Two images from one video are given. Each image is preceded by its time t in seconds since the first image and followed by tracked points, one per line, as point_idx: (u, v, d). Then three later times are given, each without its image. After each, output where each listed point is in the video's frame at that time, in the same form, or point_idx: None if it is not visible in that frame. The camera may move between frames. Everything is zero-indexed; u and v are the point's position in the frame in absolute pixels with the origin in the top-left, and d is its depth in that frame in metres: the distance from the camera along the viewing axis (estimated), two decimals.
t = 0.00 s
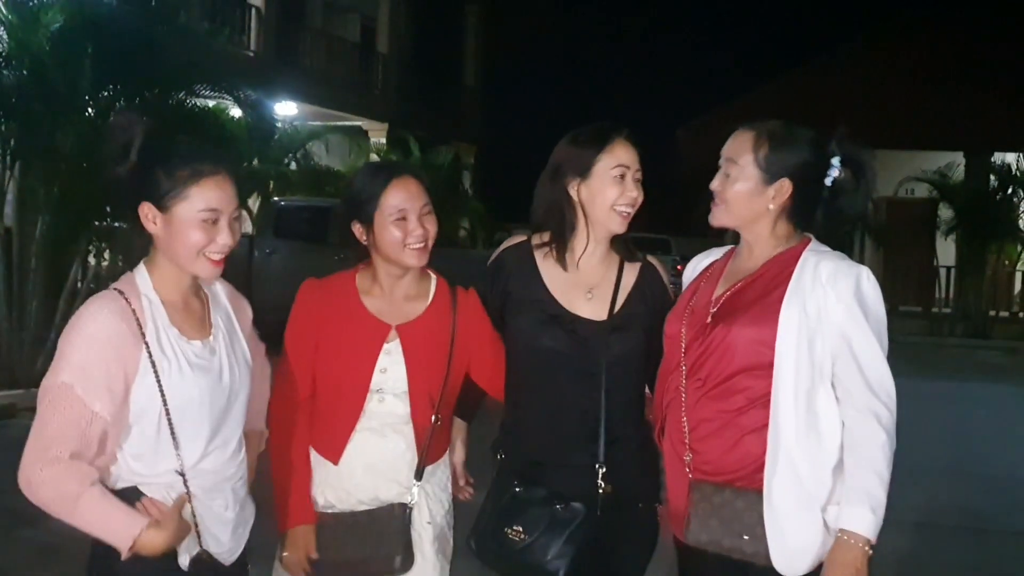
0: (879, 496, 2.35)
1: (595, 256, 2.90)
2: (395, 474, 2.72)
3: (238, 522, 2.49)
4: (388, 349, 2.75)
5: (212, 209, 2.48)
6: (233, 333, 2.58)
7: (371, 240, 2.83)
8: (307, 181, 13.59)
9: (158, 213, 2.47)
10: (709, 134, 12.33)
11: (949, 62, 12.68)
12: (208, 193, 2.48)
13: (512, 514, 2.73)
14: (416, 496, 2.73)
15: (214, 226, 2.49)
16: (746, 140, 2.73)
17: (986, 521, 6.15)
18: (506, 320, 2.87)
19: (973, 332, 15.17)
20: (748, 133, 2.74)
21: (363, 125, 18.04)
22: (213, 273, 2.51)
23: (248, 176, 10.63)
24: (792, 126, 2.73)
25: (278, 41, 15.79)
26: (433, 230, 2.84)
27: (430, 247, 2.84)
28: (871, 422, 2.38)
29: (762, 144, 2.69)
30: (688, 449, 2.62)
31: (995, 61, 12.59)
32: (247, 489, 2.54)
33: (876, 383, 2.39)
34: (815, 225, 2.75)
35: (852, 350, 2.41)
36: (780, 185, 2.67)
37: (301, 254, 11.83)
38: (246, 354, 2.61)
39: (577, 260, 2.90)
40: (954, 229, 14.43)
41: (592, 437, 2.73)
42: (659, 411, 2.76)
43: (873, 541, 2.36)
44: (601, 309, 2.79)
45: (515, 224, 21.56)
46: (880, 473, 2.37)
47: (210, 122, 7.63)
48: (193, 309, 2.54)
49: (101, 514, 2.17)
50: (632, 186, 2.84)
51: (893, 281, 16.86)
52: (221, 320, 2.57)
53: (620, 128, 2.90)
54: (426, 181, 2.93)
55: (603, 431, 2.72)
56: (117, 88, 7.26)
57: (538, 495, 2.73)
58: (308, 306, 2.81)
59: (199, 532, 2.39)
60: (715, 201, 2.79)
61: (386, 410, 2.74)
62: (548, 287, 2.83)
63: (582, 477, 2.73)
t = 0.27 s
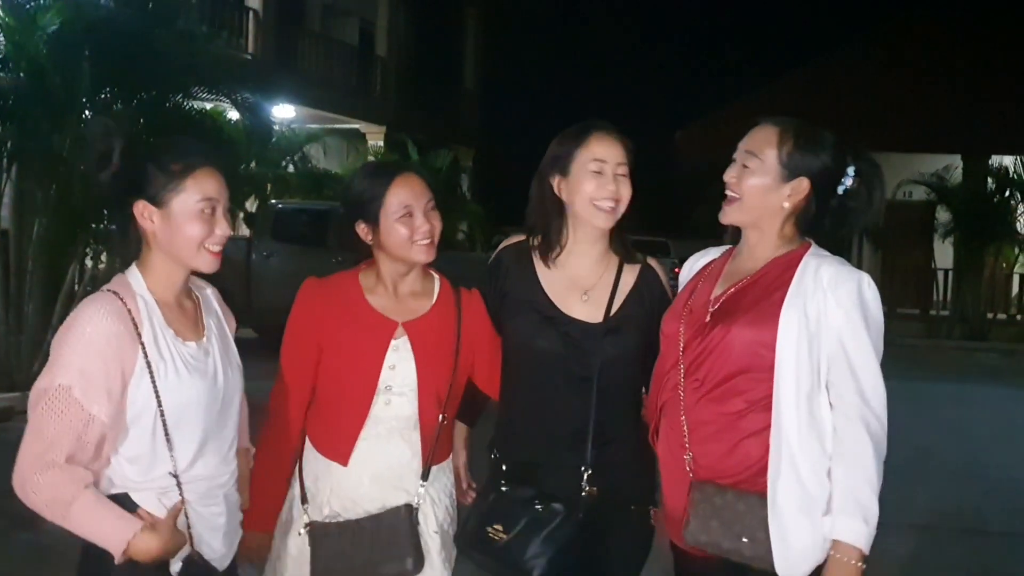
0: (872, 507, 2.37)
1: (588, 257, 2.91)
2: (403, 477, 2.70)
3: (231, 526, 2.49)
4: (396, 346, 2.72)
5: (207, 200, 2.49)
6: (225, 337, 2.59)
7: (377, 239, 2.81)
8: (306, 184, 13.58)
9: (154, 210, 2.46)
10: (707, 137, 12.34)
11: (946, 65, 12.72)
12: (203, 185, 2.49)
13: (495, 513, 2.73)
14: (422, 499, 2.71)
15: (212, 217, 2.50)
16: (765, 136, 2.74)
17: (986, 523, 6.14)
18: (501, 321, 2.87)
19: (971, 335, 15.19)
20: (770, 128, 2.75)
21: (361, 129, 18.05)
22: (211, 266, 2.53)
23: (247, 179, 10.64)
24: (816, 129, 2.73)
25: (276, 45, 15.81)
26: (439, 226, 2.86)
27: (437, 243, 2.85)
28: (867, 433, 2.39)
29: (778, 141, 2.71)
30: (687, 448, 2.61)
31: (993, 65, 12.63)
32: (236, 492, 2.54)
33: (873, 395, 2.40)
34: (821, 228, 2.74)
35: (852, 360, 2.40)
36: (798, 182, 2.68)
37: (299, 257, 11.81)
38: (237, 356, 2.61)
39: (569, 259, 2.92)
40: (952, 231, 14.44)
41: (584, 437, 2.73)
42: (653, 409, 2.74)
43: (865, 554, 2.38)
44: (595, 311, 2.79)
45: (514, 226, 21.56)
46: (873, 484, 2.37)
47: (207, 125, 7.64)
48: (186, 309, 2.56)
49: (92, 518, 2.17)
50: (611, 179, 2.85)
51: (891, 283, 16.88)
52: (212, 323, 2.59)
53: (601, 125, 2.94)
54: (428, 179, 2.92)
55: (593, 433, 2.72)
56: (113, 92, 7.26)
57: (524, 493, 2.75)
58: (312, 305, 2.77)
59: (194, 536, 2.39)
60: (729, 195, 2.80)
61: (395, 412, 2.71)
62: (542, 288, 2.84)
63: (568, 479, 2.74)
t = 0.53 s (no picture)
0: (859, 512, 2.36)
1: (592, 262, 2.94)
2: (418, 483, 2.71)
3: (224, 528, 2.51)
4: (407, 347, 2.72)
5: (198, 199, 2.50)
6: (216, 339, 2.60)
7: (384, 238, 2.80)
8: (303, 187, 13.58)
9: (146, 212, 2.47)
10: (704, 140, 12.34)
11: (944, 70, 12.74)
12: (193, 184, 2.50)
13: (481, 507, 2.70)
14: (437, 503, 2.73)
15: (203, 216, 2.51)
16: (762, 142, 2.75)
17: (980, 528, 6.15)
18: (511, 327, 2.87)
19: (967, 339, 15.27)
20: (767, 133, 2.77)
21: (358, 131, 18.05)
22: (203, 266, 2.54)
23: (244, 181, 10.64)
24: (805, 128, 2.74)
25: (273, 48, 15.80)
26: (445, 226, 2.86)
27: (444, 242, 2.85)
28: (856, 437, 2.38)
29: (774, 145, 2.73)
30: (681, 445, 2.62)
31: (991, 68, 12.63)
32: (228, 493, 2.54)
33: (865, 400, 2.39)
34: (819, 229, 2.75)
35: (845, 363, 2.40)
36: (800, 183, 2.69)
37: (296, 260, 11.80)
38: (228, 359, 2.61)
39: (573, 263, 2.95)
40: (948, 235, 14.46)
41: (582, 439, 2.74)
42: (652, 401, 2.72)
43: (849, 558, 2.38)
44: (603, 320, 2.80)
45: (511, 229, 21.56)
46: (860, 488, 2.37)
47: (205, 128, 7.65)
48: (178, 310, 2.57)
49: (86, 519, 2.17)
50: (577, 177, 2.89)
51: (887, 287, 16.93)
52: (205, 326, 2.60)
53: (577, 128, 2.99)
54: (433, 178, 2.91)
55: (587, 438, 2.72)
56: (111, 93, 7.25)
57: (511, 493, 2.74)
58: (319, 310, 2.75)
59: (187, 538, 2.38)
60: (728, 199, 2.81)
61: (408, 415, 2.71)
62: (552, 294, 2.85)
63: (559, 482, 2.73)
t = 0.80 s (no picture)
0: (834, 509, 2.35)
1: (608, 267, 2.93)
2: (425, 490, 2.70)
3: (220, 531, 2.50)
4: (407, 354, 2.69)
5: (176, 197, 2.49)
6: (210, 340, 2.59)
7: (369, 241, 2.76)
8: (299, 189, 13.56)
9: (125, 214, 2.47)
10: (699, 143, 12.34)
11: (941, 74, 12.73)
12: (171, 181, 2.50)
13: (503, 517, 2.74)
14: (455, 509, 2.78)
15: (182, 214, 2.50)
16: (768, 148, 2.77)
17: (977, 531, 6.14)
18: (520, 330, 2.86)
19: (962, 342, 15.28)
20: (772, 138, 2.78)
21: (354, 134, 18.03)
22: (190, 265, 2.52)
23: (239, 184, 10.61)
24: (798, 130, 2.81)
25: (269, 51, 15.78)
26: (432, 230, 2.82)
27: (430, 246, 2.81)
28: (834, 434, 2.38)
29: (782, 153, 2.76)
30: (673, 448, 2.64)
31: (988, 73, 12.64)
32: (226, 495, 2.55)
33: (844, 398, 2.38)
34: (807, 231, 2.82)
35: (823, 360, 2.40)
36: (804, 191, 2.77)
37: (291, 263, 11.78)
38: (225, 362, 2.61)
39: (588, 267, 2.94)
40: (943, 239, 14.48)
41: (597, 446, 2.74)
42: (649, 411, 2.77)
43: (828, 555, 2.36)
44: (618, 325, 2.81)
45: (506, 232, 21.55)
46: (837, 485, 2.36)
47: (200, 130, 7.62)
48: (170, 312, 2.56)
49: (72, 523, 2.18)
50: (598, 187, 2.88)
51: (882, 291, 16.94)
52: (199, 326, 2.59)
53: (592, 133, 2.97)
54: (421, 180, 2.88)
55: (607, 444, 2.73)
56: (107, 95, 7.20)
57: (534, 501, 2.74)
58: (309, 319, 2.65)
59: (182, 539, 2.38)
60: (723, 205, 2.82)
61: (414, 420, 2.69)
62: (568, 298, 2.83)
63: (580, 489, 2.73)
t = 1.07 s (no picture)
0: (845, 509, 2.39)
1: (611, 266, 3.01)
2: (417, 493, 2.78)
3: (221, 534, 2.51)
4: (390, 356, 2.72)
5: (159, 193, 2.51)
6: (214, 342, 2.60)
7: (343, 236, 2.82)
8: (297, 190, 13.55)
9: (110, 213, 2.50)
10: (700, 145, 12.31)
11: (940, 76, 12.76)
12: (155, 177, 2.52)
13: (539, 528, 2.78)
14: (445, 509, 2.86)
15: (167, 209, 2.51)
16: (764, 150, 2.80)
17: (972, 533, 6.18)
18: (526, 329, 2.91)
19: (960, 344, 15.29)
20: (764, 140, 2.81)
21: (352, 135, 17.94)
22: (182, 262, 2.53)
23: (238, 186, 10.59)
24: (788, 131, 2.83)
25: (267, 51, 15.72)
26: (410, 225, 2.86)
27: (407, 242, 2.85)
28: (838, 434, 2.41)
29: (776, 153, 2.79)
30: (679, 453, 2.70)
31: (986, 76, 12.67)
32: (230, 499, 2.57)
33: (848, 398, 2.42)
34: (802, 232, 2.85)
35: (826, 361, 2.45)
36: (799, 189, 2.81)
37: (289, 264, 11.76)
38: (229, 363, 2.62)
39: (591, 266, 3.01)
40: (941, 241, 14.49)
41: (614, 450, 2.80)
42: (651, 415, 2.85)
43: (840, 556, 2.39)
44: (625, 322, 2.89)
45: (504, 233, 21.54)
46: (845, 485, 2.40)
47: (200, 129, 7.66)
48: (169, 311, 2.57)
49: (64, 530, 2.20)
50: (607, 183, 2.95)
51: (880, 293, 16.95)
52: (203, 327, 2.60)
53: (600, 129, 3.03)
54: (400, 176, 2.93)
55: (625, 451, 2.80)
56: (107, 96, 7.18)
57: (564, 513, 2.80)
58: (285, 325, 2.69)
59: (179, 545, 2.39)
60: (720, 209, 2.85)
61: (400, 422, 2.73)
62: (575, 294, 2.89)
63: (604, 493, 2.81)
